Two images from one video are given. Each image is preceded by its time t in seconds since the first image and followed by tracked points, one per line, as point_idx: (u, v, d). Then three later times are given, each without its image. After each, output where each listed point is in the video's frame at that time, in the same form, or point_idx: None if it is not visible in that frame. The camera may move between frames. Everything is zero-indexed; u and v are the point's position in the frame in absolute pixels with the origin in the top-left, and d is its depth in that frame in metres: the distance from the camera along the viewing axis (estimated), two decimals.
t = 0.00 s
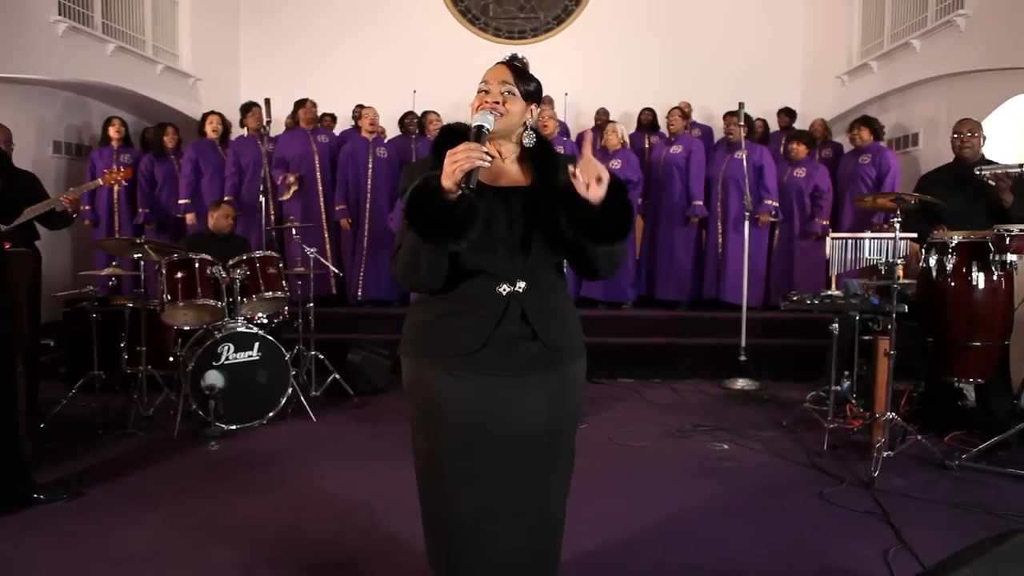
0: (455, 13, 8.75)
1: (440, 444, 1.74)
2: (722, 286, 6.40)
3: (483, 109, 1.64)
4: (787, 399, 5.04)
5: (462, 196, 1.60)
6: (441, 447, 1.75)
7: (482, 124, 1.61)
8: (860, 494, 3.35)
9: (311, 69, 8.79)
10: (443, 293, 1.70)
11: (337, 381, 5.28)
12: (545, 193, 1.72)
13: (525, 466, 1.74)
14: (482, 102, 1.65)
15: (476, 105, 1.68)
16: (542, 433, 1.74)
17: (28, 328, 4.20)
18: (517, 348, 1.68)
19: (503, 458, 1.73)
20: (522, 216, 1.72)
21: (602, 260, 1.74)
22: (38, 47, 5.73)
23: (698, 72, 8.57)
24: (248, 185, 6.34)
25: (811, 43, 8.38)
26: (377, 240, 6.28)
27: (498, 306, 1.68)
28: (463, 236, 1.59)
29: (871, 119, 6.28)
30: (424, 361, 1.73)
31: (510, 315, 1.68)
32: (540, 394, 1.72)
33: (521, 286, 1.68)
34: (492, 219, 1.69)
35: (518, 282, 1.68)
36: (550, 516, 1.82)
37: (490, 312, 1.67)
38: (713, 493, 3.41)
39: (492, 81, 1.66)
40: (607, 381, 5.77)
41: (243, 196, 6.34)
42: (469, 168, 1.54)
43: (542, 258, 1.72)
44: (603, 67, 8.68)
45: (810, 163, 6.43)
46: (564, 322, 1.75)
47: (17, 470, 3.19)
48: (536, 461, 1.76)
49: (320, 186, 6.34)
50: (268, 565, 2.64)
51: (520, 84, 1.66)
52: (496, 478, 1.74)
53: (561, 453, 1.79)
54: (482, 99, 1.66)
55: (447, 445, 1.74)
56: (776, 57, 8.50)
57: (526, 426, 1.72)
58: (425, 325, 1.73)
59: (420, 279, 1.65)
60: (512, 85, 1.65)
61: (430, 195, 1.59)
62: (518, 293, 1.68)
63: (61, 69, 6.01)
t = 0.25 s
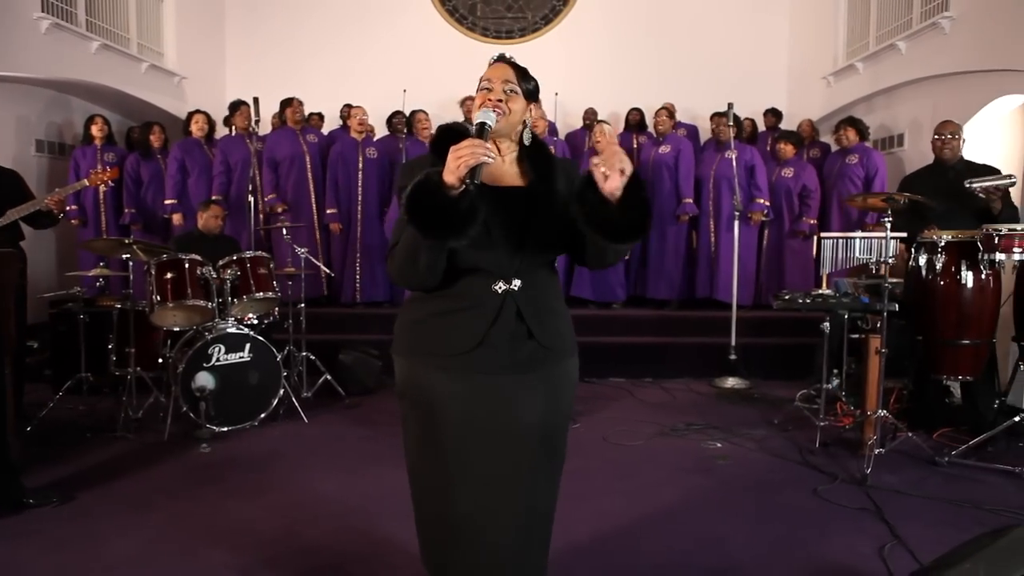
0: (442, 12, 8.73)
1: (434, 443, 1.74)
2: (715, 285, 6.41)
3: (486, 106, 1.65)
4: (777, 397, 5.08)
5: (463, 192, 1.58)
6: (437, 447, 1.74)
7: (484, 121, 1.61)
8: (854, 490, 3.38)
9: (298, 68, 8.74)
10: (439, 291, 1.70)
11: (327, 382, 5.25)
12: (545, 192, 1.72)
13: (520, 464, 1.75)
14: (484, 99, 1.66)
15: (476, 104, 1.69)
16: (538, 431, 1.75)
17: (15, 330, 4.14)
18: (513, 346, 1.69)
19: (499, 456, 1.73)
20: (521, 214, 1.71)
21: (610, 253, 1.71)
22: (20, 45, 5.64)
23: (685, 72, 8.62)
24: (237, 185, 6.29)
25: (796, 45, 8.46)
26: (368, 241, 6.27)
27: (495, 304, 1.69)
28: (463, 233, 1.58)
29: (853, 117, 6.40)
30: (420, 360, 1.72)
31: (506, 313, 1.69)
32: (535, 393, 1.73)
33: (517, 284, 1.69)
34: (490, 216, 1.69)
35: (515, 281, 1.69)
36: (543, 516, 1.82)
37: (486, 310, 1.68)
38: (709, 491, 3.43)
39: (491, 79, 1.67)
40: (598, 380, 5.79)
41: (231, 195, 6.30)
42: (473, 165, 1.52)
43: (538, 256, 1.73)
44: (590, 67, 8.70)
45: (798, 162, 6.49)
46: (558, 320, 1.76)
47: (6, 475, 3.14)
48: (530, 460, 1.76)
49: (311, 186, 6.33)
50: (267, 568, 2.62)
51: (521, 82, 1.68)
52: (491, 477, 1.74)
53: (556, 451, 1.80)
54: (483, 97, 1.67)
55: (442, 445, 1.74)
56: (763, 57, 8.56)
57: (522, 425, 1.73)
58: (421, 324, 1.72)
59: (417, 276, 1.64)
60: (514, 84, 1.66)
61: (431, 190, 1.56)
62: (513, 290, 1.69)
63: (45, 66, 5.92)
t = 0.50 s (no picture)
0: (432, 12, 8.71)
1: (423, 439, 1.75)
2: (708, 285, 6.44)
3: (486, 102, 1.65)
4: (769, 396, 5.12)
5: (459, 188, 1.58)
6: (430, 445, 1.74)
7: (481, 117, 1.61)
8: (849, 488, 3.42)
9: (286, 67, 8.68)
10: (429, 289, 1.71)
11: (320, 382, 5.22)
12: (536, 194, 1.71)
13: (509, 464, 1.74)
14: (484, 97, 1.66)
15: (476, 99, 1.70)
16: (526, 432, 1.73)
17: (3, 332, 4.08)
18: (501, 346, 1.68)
19: (487, 456, 1.73)
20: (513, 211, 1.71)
21: (612, 237, 1.69)
22: (5, 42, 5.56)
23: (673, 73, 8.66)
24: (227, 185, 6.24)
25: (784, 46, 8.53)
26: (360, 240, 6.26)
27: (484, 303, 1.68)
28: (454, 229, 1.58)
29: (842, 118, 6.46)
30: (413, 358, 1.72)
31: (495, 312, 1.68)
32: (523, 393, 1.72)
33: (505, 284, 1.68)
34: (483, 213, 1.68)
35: (504, 281, 1.69)
36: (533, 520, 1.80)
37: (475, 310, 1.67)
38: (706, 489, 3.45)
39: (496, 77, 1.68)
40: (591, 380, 5.80)
41: (222, 195, 6.24)
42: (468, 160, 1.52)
43: (530, 256, 1.72)
44: (580, 67, 8.71)
45: (789, 161, 6.52)
46: (550, 319, 1.76)
47: None
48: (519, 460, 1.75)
49: (303, 186, 6.29)
50: (267, 570, 2.60)
51: (521, 81, 1.69)
52: (480, 476, 1.73)
53: (546, 453, 1.78)
54: (483, 93, 1.67)
55: (435, 443, 1.74)
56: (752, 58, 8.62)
57: (510, 425, 1.72)
58: (413, 323, 1.72)
59: (408, 273, 1.64)
60: (513, 83, 1.68)
61: (423, 185, 1.56)
62: (503, 289, 1.68)
63: (30, 64, 5.84)
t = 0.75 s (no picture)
0: (422, 11, 8.70)
1: (420, 440, 1.69)
2: (703, 285, 6.46)
3: (483, 103, 1.58)
4: (762, 395, 5.16)
5: (456, 185, 1.51)
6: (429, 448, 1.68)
7: (477, 117, 1.55)
8: (846, 485, 3.45)
9: (276, 66, 8.64)
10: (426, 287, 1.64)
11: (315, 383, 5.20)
12: (535, 193, 1.62)
13: (506, 470, 1.66)
14: (482, 98, 1.59)
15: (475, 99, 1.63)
16: (525, 437, 1.64)
17: None
18: (497, 347, 1.59)
19: (484, 460, 1.65)
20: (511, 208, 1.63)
21: (616, 242, 1.64)
22: None
23: (663, 73, 8.70)
24: (218, 184, 6.18)
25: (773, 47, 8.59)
26: (354, 240, 6.25)
27: (481, 302, 1.60)
28: (446, 226, 1.51)
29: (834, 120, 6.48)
30: (410, 358, 1.66)
31: (492, 313, 1.60)
32: (522, 396, 1.63)
33: (503, 284, 1.60)
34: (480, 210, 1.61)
35: (501, 280, 1.61)
36: (534, 528, 1.71)
37: (470, 309, 1.60)
38: (704, 487, 3.47)
39: (494, 77, 1.60)
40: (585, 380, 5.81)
41: (213, 194, 6.18)
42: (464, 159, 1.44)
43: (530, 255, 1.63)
44: (571, 67, 8.73)
45: (780, 161, 6.57)
46: (552, 319, 1.67)
47: None
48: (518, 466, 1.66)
49: (295, 186, 6.25)
50: (270, 571, 2.59)
51: (521, 83, 1.60)
52: (476, 480, 1.66)
53: (547, 460, 1.68)
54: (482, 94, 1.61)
55: (433, 445, 1.68)
56: (741, 58, 8.67)
57: (507, 429, 1.63)
58: (411, 321, 1.66)
59: (403, 271, 1.59)
60: (512, 84, 1.59)
61: (415, 181, 1.50)
62: (500, 289, 1.60)
63: (17, 62, 5.76)
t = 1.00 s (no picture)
0: (413, 11, 8.68)
1: (426, 442, 1.65)
2: (697, 285, 6.49)
3: (490, 104, 1.56)
4: (756, 394, 5.19)
5: (464, 186, 1.48)
6: (436, 451, 1.64)
7: (484, 119, 1.54)
8: (843, 483, 3.48)
9: (267, 65, 8.59)
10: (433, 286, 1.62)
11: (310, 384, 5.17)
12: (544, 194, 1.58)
13: (512, 473, 1.61)
14: (489, 98, 1.57)
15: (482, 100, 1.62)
16: (531, 440, 1.60)
17: None
18: (503, 348, 1.55)
19: (489, 463, 1.61)
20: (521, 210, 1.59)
21: (620, 264, 1.57)
22: None
23: (654, 72, 8.73)
24: (209, 186, 6.13)
25: (762, 47, 8.64)
26: (347, 240, 6.23)
27: (488, 303, 1.56)
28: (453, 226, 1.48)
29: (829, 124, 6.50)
30: (418, 360, 1.63)
31: (499, 314, 1.56)
32: (529, 397, 1.58)
33: (510, 285, 1.56)
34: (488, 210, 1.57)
35: (508, 282, 1.56)
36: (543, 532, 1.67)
37: (477, 309, 1.56)
38: (703, 486, 3.49)
39: (500, 78, 1.58)
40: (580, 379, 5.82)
41: (205, 196, 6.13)
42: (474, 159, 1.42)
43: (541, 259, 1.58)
44: (563, 68, 8.74)
45: (773, 161, 6.56)
46: (561, 320, 1.63)
47: None
48: (524, 469, 1.62)
49: (288, 187, 6.23)
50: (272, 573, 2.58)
51: (528, 85, 1.58)
52: (481, 484, 1.62)
53: (554, 464, 1.64)
54: (488, 96, 1.59)
55: (441, 448, 1.64)
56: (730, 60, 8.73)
57: (513, 431, 1.59)
58: (418, 322, 1.64)
59: (413, 269, 1.58)
60: (518, 83, 1.56)
61: (424, 180, 1.47)
62: (508, 290, 1.56)
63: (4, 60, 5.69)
